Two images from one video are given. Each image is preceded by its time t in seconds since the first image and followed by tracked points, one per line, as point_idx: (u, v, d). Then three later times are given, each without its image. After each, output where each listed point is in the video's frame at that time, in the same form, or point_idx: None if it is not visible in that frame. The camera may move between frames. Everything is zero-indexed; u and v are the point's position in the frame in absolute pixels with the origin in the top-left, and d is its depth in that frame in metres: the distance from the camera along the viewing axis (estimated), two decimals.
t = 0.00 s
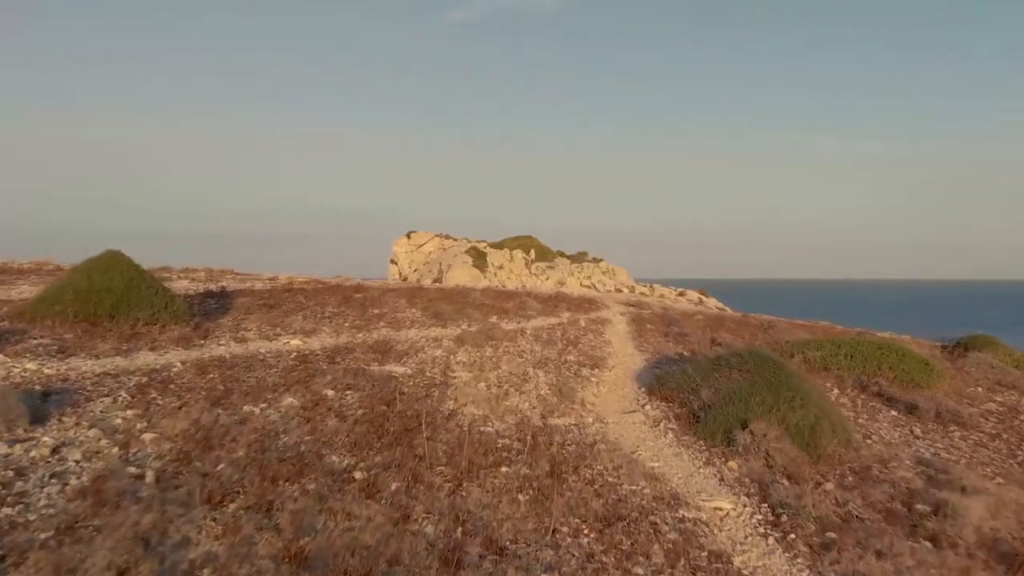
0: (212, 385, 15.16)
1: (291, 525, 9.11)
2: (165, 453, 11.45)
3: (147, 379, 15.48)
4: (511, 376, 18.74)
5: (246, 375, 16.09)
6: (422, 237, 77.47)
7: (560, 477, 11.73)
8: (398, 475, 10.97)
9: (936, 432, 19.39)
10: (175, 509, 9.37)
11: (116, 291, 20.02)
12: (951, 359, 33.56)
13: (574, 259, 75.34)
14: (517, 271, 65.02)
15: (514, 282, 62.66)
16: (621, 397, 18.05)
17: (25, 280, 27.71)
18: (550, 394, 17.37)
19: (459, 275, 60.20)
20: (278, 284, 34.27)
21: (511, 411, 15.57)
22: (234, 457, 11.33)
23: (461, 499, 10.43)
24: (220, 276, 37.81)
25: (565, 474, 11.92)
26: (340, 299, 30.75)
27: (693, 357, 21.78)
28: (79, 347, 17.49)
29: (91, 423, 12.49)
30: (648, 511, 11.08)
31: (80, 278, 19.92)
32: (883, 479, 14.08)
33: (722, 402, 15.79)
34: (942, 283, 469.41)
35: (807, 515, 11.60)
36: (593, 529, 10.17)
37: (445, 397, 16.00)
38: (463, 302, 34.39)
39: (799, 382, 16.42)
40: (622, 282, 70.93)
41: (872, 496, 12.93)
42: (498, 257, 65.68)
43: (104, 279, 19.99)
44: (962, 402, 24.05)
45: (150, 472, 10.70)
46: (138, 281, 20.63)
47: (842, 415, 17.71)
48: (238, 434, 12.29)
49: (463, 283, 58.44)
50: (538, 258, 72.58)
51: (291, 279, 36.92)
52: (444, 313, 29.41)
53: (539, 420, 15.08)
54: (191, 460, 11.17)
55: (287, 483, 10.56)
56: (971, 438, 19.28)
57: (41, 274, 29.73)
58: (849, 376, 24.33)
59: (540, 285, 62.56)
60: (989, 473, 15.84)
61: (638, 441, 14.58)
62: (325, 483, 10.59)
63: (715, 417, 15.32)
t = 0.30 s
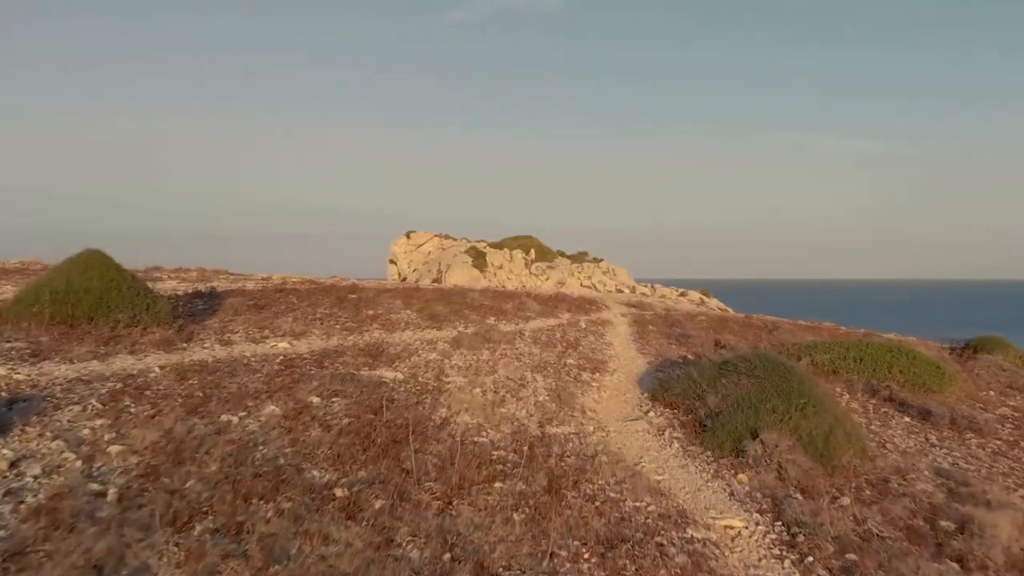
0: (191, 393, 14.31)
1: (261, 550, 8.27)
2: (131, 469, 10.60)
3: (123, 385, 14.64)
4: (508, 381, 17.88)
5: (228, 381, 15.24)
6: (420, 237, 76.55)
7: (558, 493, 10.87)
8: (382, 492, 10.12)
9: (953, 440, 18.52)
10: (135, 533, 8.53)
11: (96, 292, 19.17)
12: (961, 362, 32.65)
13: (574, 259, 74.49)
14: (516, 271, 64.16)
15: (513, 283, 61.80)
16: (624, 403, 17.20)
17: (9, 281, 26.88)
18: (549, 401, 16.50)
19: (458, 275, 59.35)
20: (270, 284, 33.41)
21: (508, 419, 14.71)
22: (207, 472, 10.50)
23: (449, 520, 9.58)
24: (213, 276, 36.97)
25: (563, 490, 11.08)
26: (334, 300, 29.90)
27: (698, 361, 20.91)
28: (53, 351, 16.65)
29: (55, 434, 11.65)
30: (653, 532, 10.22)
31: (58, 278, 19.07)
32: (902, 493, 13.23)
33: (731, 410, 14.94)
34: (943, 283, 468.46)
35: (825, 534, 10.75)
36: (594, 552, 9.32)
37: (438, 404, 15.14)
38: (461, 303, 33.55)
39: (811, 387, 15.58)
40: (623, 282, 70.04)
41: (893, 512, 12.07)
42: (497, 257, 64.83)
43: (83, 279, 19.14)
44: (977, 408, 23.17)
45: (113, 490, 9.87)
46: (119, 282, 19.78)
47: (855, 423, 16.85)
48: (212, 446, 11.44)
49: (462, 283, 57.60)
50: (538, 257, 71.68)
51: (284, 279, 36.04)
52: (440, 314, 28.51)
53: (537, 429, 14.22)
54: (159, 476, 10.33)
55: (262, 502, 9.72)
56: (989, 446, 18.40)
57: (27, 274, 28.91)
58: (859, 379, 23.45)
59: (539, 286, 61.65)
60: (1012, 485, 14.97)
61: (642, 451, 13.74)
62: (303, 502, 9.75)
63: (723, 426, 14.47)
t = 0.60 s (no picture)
0: (165, 402, 13.46)
1: None
2: (91, 487, 9.75)
3: (93, 393, 13.78)
4: (503, 387, 17.00)
5: (206, 389, 14.38)
6: (419, 237, 75.60)
7: (554, 513, 10.03)
8: (362, 514, 9.27)
9: (971, 449, 17.64)
10: (82, 563, 7.67)
11: (72, 294, 18.29)
12: (971, 365, 31.74)
13: (573, 259, 73.63)
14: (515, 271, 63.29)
15: (512, 283, 60.93)
16: (625, 411, 16.34)
17: None
18: (546, 408, 15.62)
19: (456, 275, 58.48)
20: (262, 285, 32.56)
21: (502, 428, 13.84)
22: (172, 493, 9.65)
23: (434, 545, 8.73)
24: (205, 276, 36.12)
25: (560, 509, 10.22)
26: (326, 301, 29.03)
27: (702, 366, 20.04)
28: (24, 356, 15.79)
29: (13, 448, 10.79)
30: (656, 556, 9.36)
31: (32, 278, 18.19)
32: (923, 510, 12.37)
33: (738, 419, 14.09)
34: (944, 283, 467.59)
35: (844, 557, 9.89)
36: None
37: (428, 412, 14.27)
38: (457, 305, 32.68)
39: (824, 394, 14.75)
40: (623, 282, 69.15)
41: (916, 531, 11.23)
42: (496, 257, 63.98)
43: (57, 279, 18.28)
44: (991, 413, 22.29)
45: (66, 512, 9.01)
46: (96, 283, 18.90)
47: (869, 432, 15.98)
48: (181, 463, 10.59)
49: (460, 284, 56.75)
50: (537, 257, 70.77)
51: (277, 280, 35.14)
52: (436, 315, 27.60)
53: (533, 440, 13.37)
54: (119, 496, 9.47)
55: (229, 526, 8.87)
56: (1009, 455, 17.52)
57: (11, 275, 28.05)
58: (869, 384, 22.57)
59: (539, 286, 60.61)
60: None
61: (645, 464, 12.88)
62: (274, 525, 8.89)
63: (731, 437, 13.62)
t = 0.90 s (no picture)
0: (138, 411, 12.66)
1: None
2: (47, 505, 8.96)
3: (62, 401, 12.97)
4: (499, 392, 16.19)
5: (183, 396, 13.58)
6: (418, 237, 74.74)
7: (551, 534, 9.22)
8: (340, 536, 8.46)
9: (989, 457, 16.80)
10: None
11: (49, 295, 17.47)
12: (981, 367, 30.89)
13: (574, 259, 72.81)
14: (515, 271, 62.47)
15: (512, 283, 60.12)
16: (627, 418, 15.54)
17: None
18: (544, 415, 14.80)
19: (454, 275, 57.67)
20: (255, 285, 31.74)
21: (497, 437, 13.02)
22: (135, 514, 8.85)
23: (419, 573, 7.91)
24: (195, 276, 35.28)
25: (557, 529, 9.41)
26: (319, 301, 28.20)
27: (707, 370, 19.22)
28: None
29: None
30: None
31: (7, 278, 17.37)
32: (947, 525, 11.56)
33: (747, 427, 13.28)
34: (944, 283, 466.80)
35: None
36: None
37: (419, 419, 13.46)
38: (455, 305, 31.86)
39: (837, 399, 13.95)
40: (623, 282, 68.32)
41: (941, 550, 10.41)
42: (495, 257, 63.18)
43: (34, 277, 17.47)
44: (1006, 418, 21.46)
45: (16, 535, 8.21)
46: (75, 284, 18.11)
47: (884, 440, 15.16)
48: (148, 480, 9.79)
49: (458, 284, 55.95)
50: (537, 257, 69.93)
51: (269, 280, 34.32)
52: (432, 315, 26.77)
53: (530, 449, 12.56)
54: (76, 518, 8.68)
55: (193, 551, 8.06)
56: None
57: None
58: (880, 387, 21.74)
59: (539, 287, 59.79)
60: None
61: (649, 477, 12.08)
62: (243, 551, 8.08)
63: (739, 446, 12.82)
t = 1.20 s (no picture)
0: (103, 422, 11.71)
1: None
2: None
3: (23, 409, 12.04)
4: (494, 398, 15.25)
5: (155, 406, 12.65)
6: (416, 236, 73.73)
7: (549, 561, 8.30)
8: (312, 566, 7.54)
9: (1014, 467, 15.85)
10: None
11: (20, 296, 16.52)
12: (994, 370, 29.91)
13: (574, 259, 71.85)
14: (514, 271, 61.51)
15: (511, 283, 59.17)
16: (631, 426, 14.61)
17: None
18: (542, 424, 13.84)
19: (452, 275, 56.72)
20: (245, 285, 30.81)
21: (491, 448, 12.09)
22: (84, 542, 7.92)
23: None
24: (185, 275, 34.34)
25: (556, 556, 8.49)
26: (311, 301, 27.25)
27: (714, 374, 18.28)
28: None
29: None
30: None
31: None
32: (979, 545, 10.63)
33: (760, 438, 12.35)
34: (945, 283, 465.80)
35: None
36: None
37: (408, 428, 12.53)
38: (451, 306, 30.92)
39: (857, 407, 13.02)
40: (624, 282, 67.34)
41: (977, 571, 9.47)
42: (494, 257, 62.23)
43: (5, 276, 16.52)
44: None
45: None
46: (48, 286, 17.17)
47: (905, 449, 14.22)
48: (105, 502, 8.87)
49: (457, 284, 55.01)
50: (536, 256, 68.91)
51: (261, 280, 33.33)
52: (427, 315, 25.79)
53: (526, 462, 11.62)
54: (18, 545, 7.75)
55: None
56: None
57: None
58: (894, 392, 20.79)
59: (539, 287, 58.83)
60: None
61: (656, 493, 11.15)
62: None
63: (752, 459, 11.90)
